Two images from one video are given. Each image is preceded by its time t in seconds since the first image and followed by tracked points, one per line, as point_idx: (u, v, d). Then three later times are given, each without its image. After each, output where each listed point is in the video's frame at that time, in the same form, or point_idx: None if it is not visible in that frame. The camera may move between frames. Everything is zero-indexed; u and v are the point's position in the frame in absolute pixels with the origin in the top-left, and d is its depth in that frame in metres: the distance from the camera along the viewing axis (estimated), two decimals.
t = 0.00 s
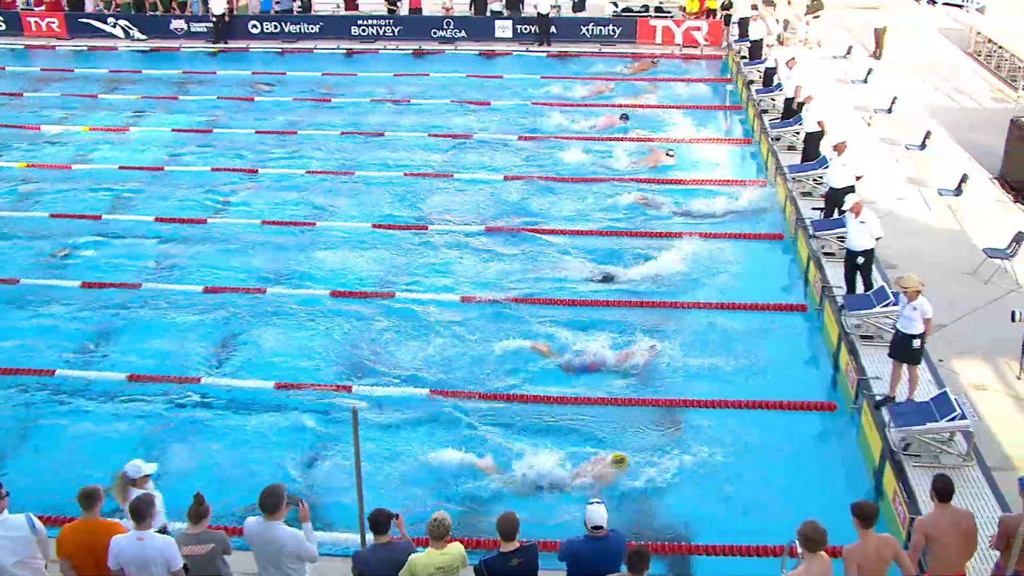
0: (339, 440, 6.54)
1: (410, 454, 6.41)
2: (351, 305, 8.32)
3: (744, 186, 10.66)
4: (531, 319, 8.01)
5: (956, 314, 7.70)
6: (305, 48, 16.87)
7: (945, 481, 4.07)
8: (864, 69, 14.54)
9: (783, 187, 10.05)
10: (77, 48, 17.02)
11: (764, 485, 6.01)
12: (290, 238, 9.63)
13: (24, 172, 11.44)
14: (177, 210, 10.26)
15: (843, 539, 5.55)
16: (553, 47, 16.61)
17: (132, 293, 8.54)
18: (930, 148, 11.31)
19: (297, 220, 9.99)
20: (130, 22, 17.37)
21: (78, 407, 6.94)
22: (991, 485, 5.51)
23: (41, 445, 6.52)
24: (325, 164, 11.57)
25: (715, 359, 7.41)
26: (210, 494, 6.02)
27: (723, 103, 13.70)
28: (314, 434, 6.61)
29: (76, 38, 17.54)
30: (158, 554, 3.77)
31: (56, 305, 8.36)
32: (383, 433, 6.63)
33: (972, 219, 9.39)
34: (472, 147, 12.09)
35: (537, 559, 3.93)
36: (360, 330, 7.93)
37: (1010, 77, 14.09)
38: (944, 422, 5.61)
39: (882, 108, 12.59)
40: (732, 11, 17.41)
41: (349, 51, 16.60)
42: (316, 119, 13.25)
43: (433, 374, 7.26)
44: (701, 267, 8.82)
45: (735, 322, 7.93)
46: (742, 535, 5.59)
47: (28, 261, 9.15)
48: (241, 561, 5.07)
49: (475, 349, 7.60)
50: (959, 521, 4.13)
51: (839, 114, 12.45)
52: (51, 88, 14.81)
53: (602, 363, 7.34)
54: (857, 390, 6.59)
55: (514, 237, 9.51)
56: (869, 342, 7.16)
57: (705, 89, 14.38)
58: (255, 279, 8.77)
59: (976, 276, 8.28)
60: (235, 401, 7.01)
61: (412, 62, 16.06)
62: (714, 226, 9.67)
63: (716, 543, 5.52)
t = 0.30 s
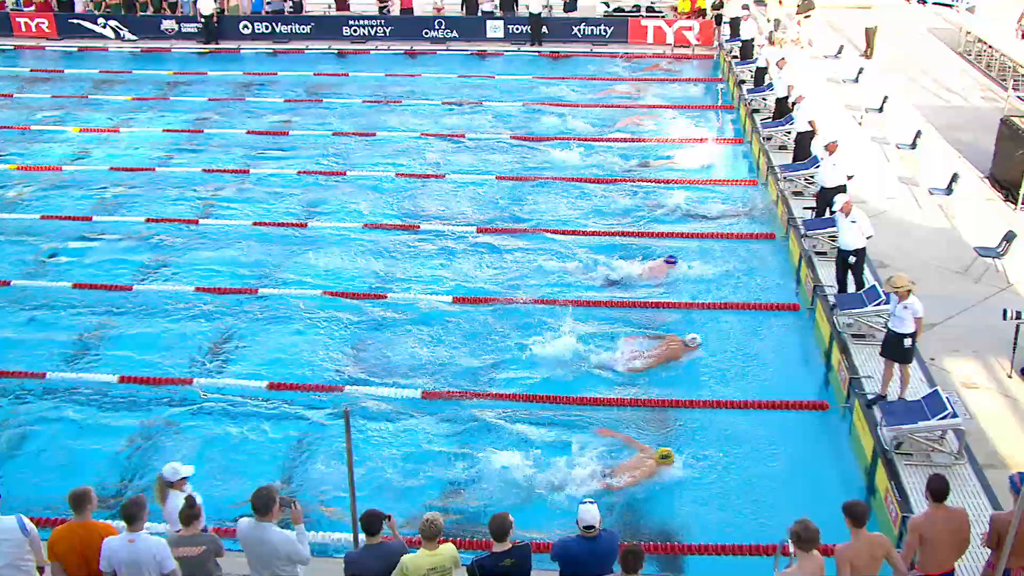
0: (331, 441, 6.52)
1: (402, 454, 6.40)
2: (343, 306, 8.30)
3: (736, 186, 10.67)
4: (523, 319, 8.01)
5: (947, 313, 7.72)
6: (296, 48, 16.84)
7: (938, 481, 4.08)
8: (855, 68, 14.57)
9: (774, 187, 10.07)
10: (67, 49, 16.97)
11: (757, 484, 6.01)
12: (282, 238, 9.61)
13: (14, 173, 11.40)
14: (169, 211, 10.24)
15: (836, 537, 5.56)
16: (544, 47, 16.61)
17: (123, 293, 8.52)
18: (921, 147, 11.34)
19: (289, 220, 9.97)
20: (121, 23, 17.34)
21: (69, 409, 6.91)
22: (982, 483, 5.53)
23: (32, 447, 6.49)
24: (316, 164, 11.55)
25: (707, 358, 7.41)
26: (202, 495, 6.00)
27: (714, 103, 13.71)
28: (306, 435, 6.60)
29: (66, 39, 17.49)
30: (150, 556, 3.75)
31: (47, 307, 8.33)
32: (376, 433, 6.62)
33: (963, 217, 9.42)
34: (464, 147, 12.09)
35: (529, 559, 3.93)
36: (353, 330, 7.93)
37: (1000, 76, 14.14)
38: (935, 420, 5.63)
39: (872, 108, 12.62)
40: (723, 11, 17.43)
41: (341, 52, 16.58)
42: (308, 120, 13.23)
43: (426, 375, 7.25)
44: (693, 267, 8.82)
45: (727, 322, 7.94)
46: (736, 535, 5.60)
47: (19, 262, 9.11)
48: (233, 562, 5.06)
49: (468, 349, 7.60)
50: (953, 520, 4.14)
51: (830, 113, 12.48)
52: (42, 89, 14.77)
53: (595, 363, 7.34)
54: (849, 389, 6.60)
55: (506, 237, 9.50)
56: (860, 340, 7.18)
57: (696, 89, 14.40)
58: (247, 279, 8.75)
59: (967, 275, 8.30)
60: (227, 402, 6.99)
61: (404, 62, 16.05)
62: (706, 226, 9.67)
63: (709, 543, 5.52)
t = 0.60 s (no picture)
0: (326, 441, 6.52)
1: (397, 454, 6.40)
2: (338, 306, 8.29)
3: (731, 186, 10.67)
4: (518, 319, 8.01)
5: (942, 312, 7.73)
6: (290, 49, 16.83)
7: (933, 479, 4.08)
8: (849, 68, 14.59)
9: (769, 186, 10.08)
10: (61, 49, 16.93)
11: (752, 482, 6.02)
12: (276, 239, 9.60)
13: (8, 174, 11.38)
14: (163, 211, 10.22)
15: (830, 536, 5.57)
16: (538, 47, 16.62)
17: (117, 294, 8.50)
18: (915, 146, 11.36)
19: (283, 221, 9.96)
20: (114, 23, 17.31)
21: (63, 410, 6.90)
22: (976, 482, 5.54)
23: (25, 448, 6.48)
24: (311, 165, 11.53)
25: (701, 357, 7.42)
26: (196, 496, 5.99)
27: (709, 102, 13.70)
28: (302, 436, 6.59)
29: (59, 39, 17.46)
30: (144, 557, 3.75)
31: (41, 308, 8.31)
32: (370, 434, 6.61)
33: (957, 216, 9.45)
34: (459, 147, 12.08)
35: (524, 559, 3.93)
36: (347, 330, 7.91)
37: (994, 76, 14.16)
38: (930, 419, 5.63)
39: (867, 107, 12.64)
40: (717, 11, 17.43)
41: (335, 52, 16.58)
42: (302, 120, 13.22)
43: (421, 374, 7.24)
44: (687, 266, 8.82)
45: (722, 321, 7.95)
46: (730, 534, 5.60)
47: (12, 263, 9.09)
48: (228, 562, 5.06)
49: (464, 349, 7.60)
50: (948, 518, 4.14)
51: (824, 113, 12.50)
52: (35, 89, 14.75)
53: (590, 363, 7.34)
54: (843, 388, 6.61)
55: (501, 237, 9.50)
56: (855, 340, 7.19)
57: (690, 89, 14.41)
58: (241, 280, 8.74)
59: (961, 274, 8.32)
60: (222, 403, 6.98)
61: (398, 62, 16.05)
62: (700, 226, 9.67)
63: (704, 542, 5.53)
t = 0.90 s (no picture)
0: (325, 441, 6.51)
1: (396, 454, 6.40)
2: (337, 306, 8.29)
3: (729, 185, 10.67)
4: (517, 319, 8.01)
5: (941, 312, 7.73)
6: (289, 49, 16.82)
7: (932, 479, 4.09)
8: (847, 68, 14.59)
9: (768, 186, 10.09)
10: (59, 49, 16.92)
11: (752, 482, 6.02)
12: (274, 239, 9.59)
13: (7, 174, 11.37)
14: (162, 211, 10.21)
15: (829, 535, 5.57)
16: (537, 47, 16.62)
17: (116, 294, 8.50)
18: (914, 146, 11.37)
19: (282, 221, 9.96)
20: (113, 23, 17.30)
21: (62, 410, 6.89)
22: (975, 481, 5.55)
23: (25, 447, 6.48)
24: (310, 165, 11.53)
25: (700, 356, 7.43)
26: (195, 497, 5.99)
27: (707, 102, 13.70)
28: (301, 436, 6.59)
29: (58, 39, 17.45)
30: (143, 557, 3.74)
31: (40, 308, 8.31)
32: (369, 434, 6.61)
33: (955, 216, 9.46)
34: (458, 147, 12.08)
35: (524, 559, 3.93)
36: (346, 330, 7.92)
37: (992, 76, 14.17)
38: (929, 419, 5.64)
39: (865, 107, 12.64)
40: (716, 11, 17.44)
41: (334, 52, 16.58)
42: (301, 120, 13.22)
43: (421, 374, 7.25)
44: (686, 267, 8.82)
45: (721, 321, 7.95)
46: (730, 533, 5.61)
47: (11, 263, 9.08)
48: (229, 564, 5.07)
49: (463, 349, 7.60)
50: (948, 518, 4.15)
51: (823, 113, 12.50)
52: (34, 89, 14.75)
53: (589, 364, 7.35)
54: (842, 388, 6.62)
55: (500, 237, 9.50)
56: (854, 339, 7.20)
57: (689, 88, 14.41)
58: (240, 280, 8.74)
59: (960, 274, 8.32)
60: (221, 402, 6.98)
61: (397, 62, 16.05)
62: (699, 225, 9.68)
63: (703, 542, 5.53)
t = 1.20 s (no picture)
0: (326, 441, 6.51)
1: (396, 454, 6.39)
2: (338, 306, 8.29)
3: (730, 185, 10.66)
4: (517, 319, 8.01)
5: (942, 312, 7.73)
6: (289, 49, 16.82)
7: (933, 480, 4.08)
8: (848, 68, 14.59)
9: (768, 186, 10.10)
10: (60, 50, 16.92)
11: (753, 481, 6.02)
12: (275, 239, 9.59)
13: (8, 174, 11.37)
14: (163, 211, 10.21)
15: (830, 534, 5.57)
16: (538, 47, 16.62)
17: (117, 295, 8.49)
18: (914, 147, 11.37)
19: (283, 221, 9.95)
20: (114, 23, 17.30)
21: (63, 410, 6.89)
22: (976, 482, 5.55)
23: (25, 447, 6.48)
24: (311, 165, 11.53)
25: (701, 356, 7.42)
26: (196, 497, 5.99)
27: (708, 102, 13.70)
28: (301, 435, 6.59)
29: (59, 40, 17.45)
30: (143, 556, 3.75)
31: (41, 308, 8.31)
32: (370, 433, 6.61)
33: (955, 216, 9.46)
34: (459, 147, 12.07)
35: (524, 559, 3.93)
36: (347, 329, 7.93)
37: (993, 76, 14.17)
38: (930, 419, 5.64)
39: (866, 107, 12.64)
40: (716, 11, 17.44)
41: (335, 52, 16.58)
42: (301, 120, 13.21)
43: (421, 374, 7.24)
44: (687, 267, 8.82)
45: (722, 321, 7.95)
46: (731, 533, 5.61)
47: (12, 263, 9.08)
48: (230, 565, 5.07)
49: (464, 349, 7.59)
50: (949, 517, 4.14)
51: (823, 113, 12.50)
52: (35, 89, 14.75)
53: (590, 364, 7.35)
54: (843, 388, 6.63)
55: (501, 237, 9.49)
56: (855, 340, 7.20)
57: (689, 88, 14.41)
58: (241, 280, 8.74)
59: (960, 274, 8.32)
60: (222, 402, 6.98)
61: (398, 62, 16.05)
62: (699, 226, 9.67)
63: (704, 542, 5.53)
